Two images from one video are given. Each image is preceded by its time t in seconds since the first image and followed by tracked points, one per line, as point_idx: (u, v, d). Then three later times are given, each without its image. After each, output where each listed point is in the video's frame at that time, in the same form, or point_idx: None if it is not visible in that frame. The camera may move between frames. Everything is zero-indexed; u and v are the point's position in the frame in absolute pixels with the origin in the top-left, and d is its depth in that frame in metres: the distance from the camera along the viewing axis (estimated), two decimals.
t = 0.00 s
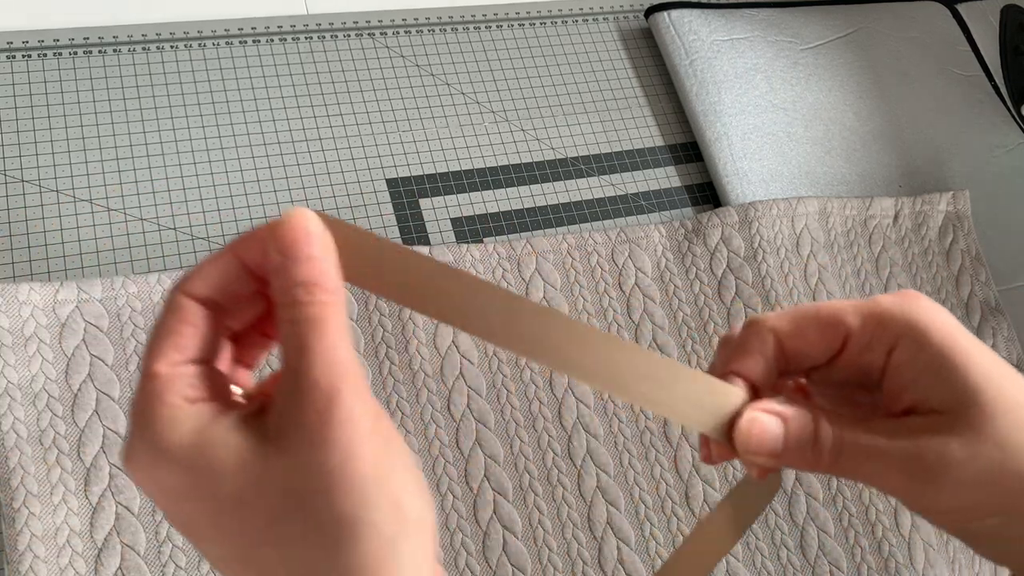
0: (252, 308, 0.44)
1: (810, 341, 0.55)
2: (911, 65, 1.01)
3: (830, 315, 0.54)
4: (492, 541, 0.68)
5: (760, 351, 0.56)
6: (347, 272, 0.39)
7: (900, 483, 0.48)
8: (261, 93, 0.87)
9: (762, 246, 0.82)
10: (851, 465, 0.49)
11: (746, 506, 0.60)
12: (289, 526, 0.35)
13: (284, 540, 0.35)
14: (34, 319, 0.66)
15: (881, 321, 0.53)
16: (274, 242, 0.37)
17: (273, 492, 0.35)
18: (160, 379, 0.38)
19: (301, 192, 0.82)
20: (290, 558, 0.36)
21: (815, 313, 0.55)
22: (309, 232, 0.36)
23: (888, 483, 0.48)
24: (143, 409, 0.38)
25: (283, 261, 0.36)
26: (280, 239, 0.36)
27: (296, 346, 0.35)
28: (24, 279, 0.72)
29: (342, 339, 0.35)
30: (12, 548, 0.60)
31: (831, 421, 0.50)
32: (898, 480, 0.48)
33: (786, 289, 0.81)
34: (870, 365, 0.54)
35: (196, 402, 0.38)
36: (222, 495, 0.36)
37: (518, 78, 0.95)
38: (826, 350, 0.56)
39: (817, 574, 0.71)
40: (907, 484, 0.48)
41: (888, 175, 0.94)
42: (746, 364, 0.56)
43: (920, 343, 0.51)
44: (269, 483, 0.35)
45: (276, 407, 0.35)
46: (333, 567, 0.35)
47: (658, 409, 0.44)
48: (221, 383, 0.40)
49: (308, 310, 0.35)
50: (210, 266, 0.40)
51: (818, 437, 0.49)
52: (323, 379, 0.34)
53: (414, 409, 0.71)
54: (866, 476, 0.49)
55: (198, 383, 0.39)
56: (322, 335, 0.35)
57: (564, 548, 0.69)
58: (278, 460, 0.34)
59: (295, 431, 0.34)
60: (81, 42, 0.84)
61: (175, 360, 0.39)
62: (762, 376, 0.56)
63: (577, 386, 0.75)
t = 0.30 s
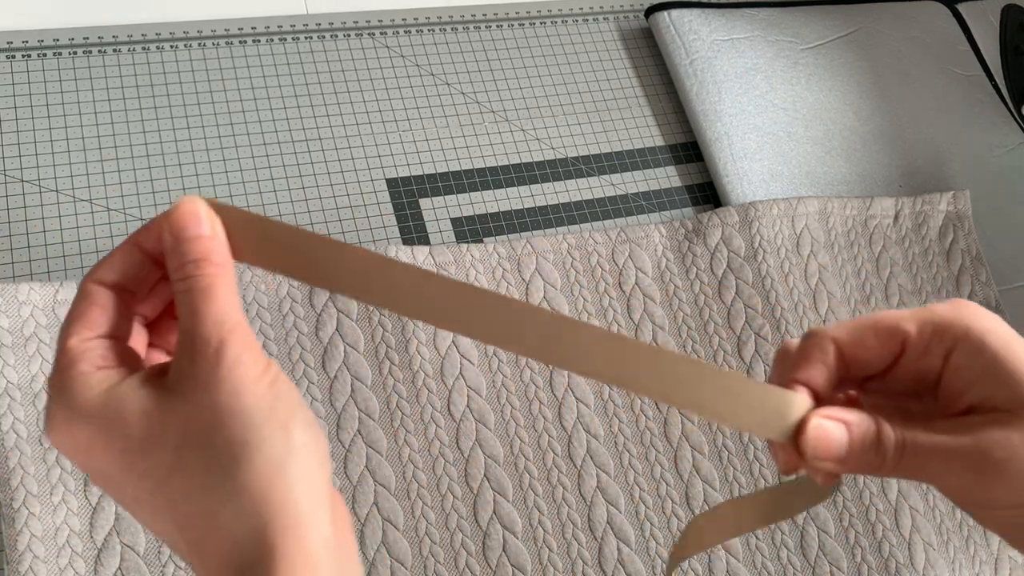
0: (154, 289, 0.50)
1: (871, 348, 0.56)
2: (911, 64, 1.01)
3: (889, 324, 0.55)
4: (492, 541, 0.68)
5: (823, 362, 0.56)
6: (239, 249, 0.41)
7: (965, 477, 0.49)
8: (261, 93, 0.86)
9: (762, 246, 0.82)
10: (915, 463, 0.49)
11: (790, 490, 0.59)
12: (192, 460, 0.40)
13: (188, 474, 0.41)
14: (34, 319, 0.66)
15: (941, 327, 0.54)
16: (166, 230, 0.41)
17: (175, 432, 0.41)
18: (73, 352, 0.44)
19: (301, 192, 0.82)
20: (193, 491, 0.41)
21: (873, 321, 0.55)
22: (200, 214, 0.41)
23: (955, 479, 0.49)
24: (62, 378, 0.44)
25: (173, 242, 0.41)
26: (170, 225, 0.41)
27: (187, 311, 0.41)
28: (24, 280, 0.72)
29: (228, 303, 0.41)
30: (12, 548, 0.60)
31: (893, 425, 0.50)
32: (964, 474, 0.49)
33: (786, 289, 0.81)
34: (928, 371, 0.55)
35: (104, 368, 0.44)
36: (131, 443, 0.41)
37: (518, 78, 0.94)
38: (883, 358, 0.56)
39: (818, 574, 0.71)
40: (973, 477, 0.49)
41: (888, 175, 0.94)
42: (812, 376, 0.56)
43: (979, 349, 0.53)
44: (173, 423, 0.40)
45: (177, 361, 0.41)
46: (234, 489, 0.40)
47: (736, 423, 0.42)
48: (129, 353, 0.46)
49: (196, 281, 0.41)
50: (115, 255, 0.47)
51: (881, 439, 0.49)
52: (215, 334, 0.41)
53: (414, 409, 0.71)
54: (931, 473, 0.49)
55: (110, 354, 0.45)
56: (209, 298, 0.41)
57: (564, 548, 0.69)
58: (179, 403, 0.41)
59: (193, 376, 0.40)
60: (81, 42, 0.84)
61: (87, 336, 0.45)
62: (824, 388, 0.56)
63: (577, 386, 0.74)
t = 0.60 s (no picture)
0: (97, 309, 0.51)
1: (946, 365, 0.58)
2: (911, 65, 1.01)
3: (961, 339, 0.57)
4: (492, 541, 0.68)
5: (897, 379, 0.57)
6: (171, 266, 0.44)
7: None
8: (261, 93, 0.87)
9: (762, 246, 0.82)
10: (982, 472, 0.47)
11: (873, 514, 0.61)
12: (129, 464, 0.41)
13: (125, 477, 0.41)
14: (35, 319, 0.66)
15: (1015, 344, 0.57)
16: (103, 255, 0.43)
17: (110, 440, 0.41)
18: (14, 368, 0.45)
19: (300, 192, 0.82)
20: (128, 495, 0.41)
21: (946, 337, 0.58)
22: (136, 238, 0.43)
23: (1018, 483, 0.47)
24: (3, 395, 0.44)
25: (110, 263, 0.43)
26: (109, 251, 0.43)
27: (122, 326, 0.42)
28: (24, 280, 0.72)
29: (163, 318, 0.42)
30: (12, 548, 0.60)
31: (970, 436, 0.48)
32: None
33: (786, 289, 0.81)
34: (999, 387, 0.58)
35: (46, 381, 0.45)
36: (68, 452, 0.42)
37: (518, 78, 0.95)
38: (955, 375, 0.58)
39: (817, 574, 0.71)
40: None
41: (888, 175, 0.94)
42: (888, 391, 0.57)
43: None
44: (109, 429, 0.41)
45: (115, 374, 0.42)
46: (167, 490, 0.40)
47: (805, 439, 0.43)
48: (72, 369, 0.47)
49: (131, 297, 0.42)
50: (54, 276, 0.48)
51: (960, 451, 0.47)
52: (148, 344, 0.42)
53: (414, 409, 0.71)
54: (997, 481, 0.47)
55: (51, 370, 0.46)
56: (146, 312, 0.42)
57: (564, 548, 0.69)
58: (115, 410, 0.41)
59: (129, 383, 0.41)
60: (81, 42, 0.84)
61: (29, 353, 0.46)
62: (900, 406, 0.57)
63: (577, 386, 0.75)
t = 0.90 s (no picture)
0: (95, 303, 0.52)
1: (959, 351, 0.58)
2: (911, 65, 1.01)
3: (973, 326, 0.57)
4: (492, 541, 0.68)
5: (911, 364, 0.58)
6: (184, 254, 0.45)
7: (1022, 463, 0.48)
8: (262, 93, 0.87)
9: (762, 246, 0.82)
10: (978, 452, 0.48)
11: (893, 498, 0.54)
12: (126, 466, 0.41)
13: (118, 478, 0.41)
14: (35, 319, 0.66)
15: None
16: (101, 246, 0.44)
17: (106, 436, 0.41)
18: (9, 365, 0.45)
19: (300, 192, 0.82)
20: (122, 496, 0.41)
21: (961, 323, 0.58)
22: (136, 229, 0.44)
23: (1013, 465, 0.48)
24: None
25: (110, 253, 0.44)
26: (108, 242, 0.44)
27: (121, 318, 0.42)
28: (24, 280, 0.72)
29: (161, 309, 0.43)
30: (13, 547, 0.60)
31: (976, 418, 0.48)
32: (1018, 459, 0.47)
33: (786, 289, 0.81)
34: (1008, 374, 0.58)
35: (40, 378, 0.45)
36: (64, 447, 0.42)
37: (518, 78, 0.95)
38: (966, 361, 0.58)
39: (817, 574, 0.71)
40: None
41: (888, 175, 0.94)
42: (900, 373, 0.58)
43: None
44: (104, 432, 0.41)
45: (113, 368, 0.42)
46: (162, 491, 0.41)
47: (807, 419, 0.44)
48: (67, 361, 0.47)
49: (130, 287, 0.43)
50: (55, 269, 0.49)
51: (964, 434, 0.47)
52: (145, 337, 0.42)
53: (414, 409, 0.71)
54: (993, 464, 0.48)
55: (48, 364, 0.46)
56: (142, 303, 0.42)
57: (564, 548, 0.69)
58: (107, 409, 0.42)
59: (123, 386, 0.41)
60: (82, 42, 0.84)
61: (25, 349, 0.46)
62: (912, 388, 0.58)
63: (577, 386, 0.75)
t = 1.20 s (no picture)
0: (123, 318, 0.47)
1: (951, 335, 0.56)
2: (911, 65, 1.02)
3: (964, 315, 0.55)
4: (492, 541, 0.68)
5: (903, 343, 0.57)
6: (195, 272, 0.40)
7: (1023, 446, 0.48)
8: (262, 93, 0.87)
9: (762, 246, 0.82)
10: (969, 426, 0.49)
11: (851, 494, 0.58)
12: (163, 501, 0.37)
13: (164, 511, 0.37)
14: (35, 319, 0.66)
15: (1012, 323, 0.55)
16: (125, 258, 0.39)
17: (143, 465, 0.37)
18: (38, 379, 0.39)
19: (300, 192, 0.82)
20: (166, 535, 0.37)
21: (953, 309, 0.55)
22: (166, 245, 0.39)
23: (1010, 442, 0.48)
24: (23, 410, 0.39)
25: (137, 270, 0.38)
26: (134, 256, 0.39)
27: (155, 337, 0.38)
28: (24, 280, 0.72)
29: (197, 332, 0.38)
30: (13, 547, 0.60)
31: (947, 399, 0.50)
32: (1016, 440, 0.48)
33: (786, 289, 0.81)
34: (1000, 363, 0.56)
35: (72, 396, 0.39)
36: (94, 469, 0.37)
37: (518, 78, 0.95)
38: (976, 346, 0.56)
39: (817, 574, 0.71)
40: None
41: (888, 175, 0.94)
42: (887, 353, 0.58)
43: None
44: (128, 461, 0.37)
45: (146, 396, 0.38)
46: (204, 525, 0.37)
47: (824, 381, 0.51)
48: (100, 379, 0.42)
49: (162, 310, 0.38)
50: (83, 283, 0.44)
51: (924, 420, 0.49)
52: (178, 361, 0.37)
53: (414, 409, 0.71)
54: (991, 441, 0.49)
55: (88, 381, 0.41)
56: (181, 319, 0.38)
57: (563, 548, 0.69)
58: (145, 433, 0.37)
59: (153, 407, 0.37)
60: (82, 42, 0.84)
61: (56, 362, 0.41)
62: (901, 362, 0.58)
63: (577, 386, 0.75)
